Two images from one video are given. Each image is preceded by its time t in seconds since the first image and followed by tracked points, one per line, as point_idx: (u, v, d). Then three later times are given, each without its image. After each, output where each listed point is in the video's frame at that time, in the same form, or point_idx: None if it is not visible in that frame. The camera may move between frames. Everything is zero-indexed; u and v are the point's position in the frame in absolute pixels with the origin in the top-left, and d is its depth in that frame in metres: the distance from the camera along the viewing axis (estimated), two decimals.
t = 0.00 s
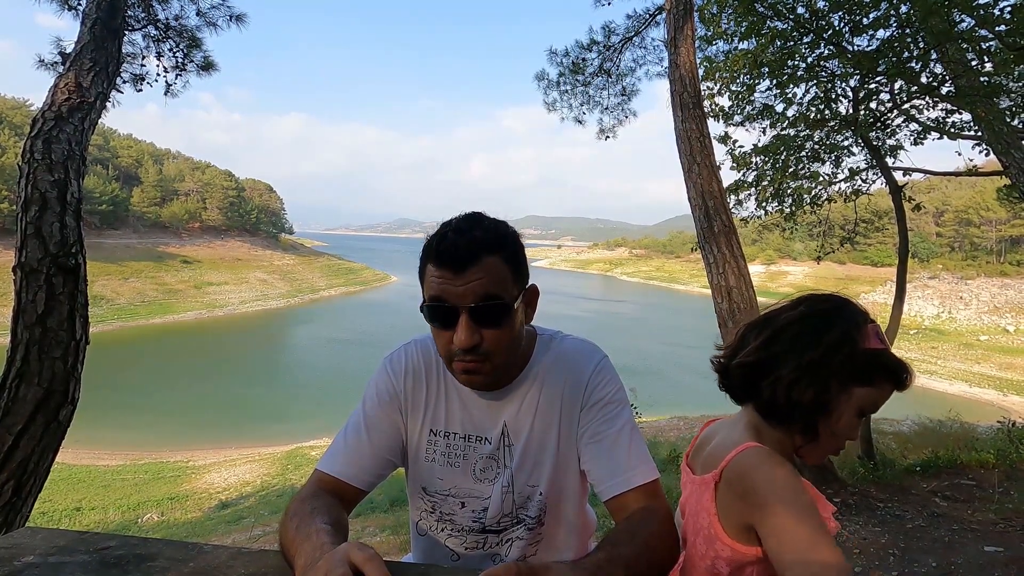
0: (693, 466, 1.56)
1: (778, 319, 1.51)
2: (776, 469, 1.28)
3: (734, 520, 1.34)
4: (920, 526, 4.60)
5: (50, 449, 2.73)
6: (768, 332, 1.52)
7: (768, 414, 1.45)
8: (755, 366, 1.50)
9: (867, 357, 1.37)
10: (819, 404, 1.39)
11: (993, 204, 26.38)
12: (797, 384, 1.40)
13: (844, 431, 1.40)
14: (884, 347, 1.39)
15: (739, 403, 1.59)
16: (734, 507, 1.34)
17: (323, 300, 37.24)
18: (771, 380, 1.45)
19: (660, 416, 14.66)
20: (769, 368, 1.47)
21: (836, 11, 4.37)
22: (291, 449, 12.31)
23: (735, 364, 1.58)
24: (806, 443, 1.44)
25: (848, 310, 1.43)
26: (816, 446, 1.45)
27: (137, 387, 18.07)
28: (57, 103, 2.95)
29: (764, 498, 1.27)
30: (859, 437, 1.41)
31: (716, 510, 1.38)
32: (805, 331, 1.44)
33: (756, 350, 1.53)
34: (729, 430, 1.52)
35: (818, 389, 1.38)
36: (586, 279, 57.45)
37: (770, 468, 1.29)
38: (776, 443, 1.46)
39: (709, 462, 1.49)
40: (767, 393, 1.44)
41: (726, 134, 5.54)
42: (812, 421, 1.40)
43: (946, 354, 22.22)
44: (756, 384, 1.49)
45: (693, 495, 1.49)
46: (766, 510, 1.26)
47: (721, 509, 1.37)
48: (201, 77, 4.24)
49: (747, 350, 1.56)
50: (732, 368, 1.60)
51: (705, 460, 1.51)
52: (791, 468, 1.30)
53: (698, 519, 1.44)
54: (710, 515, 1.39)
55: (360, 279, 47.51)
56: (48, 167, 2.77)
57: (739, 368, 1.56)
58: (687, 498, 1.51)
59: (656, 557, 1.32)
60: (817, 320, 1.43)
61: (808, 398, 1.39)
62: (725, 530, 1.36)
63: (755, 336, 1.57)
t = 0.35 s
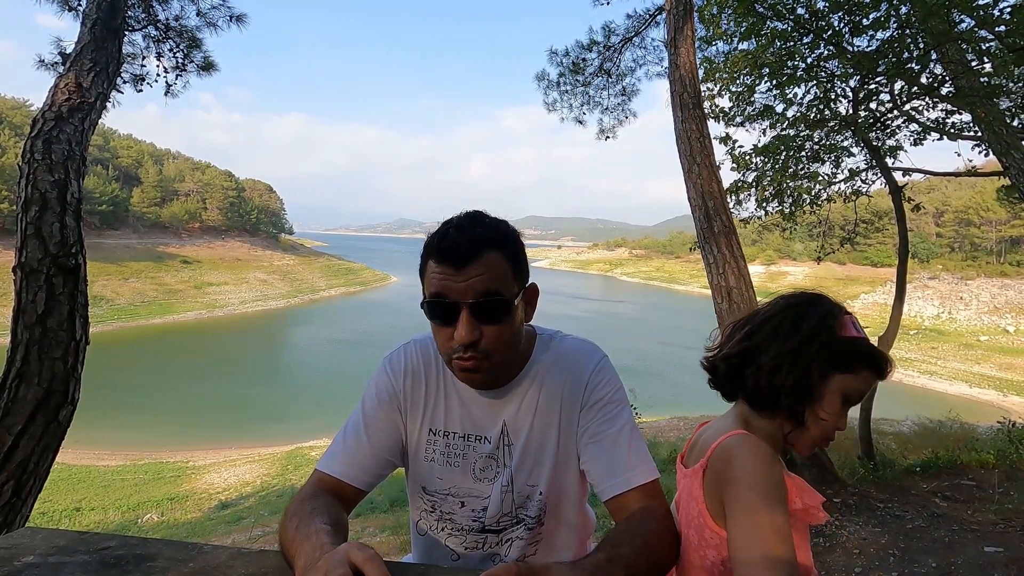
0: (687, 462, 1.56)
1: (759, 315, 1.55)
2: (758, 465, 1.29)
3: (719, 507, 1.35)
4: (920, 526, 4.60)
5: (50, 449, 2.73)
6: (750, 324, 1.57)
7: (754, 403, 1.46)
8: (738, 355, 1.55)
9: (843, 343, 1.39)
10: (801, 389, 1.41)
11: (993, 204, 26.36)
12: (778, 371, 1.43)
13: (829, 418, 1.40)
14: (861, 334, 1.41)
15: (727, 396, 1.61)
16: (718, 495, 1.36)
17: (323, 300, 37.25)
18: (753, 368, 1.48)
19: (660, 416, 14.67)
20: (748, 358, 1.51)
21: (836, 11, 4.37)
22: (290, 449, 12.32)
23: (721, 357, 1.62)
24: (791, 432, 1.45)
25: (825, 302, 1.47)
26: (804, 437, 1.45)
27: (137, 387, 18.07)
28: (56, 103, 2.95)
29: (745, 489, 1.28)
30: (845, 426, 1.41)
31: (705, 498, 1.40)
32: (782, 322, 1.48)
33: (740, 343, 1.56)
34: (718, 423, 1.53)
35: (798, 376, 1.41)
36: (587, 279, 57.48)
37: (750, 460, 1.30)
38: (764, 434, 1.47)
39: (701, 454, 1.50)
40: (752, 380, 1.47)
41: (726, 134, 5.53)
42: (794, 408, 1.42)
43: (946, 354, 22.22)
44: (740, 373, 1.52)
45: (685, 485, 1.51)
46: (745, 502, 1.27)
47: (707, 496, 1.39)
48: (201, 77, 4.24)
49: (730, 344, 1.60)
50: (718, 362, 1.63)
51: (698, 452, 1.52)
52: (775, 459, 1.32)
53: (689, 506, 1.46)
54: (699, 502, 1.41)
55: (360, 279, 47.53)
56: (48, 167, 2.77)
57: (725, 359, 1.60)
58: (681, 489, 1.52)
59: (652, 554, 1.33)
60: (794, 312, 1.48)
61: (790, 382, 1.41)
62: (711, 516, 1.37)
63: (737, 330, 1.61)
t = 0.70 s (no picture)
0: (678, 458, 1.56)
1: (743, 315, 1.53)
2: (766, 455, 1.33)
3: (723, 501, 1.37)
4: (920, 526, 4.60)
5: (50, 449, 2.73)
6: (732, 324, 1.55)
7: (741, 405, 1.46)
8: (725, 357, 1.51)
9: (827, 347, 1.43)
10: (787, 391, 1.43)
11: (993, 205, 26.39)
12: (765, 378, 1.43)
13: (811, 419, 1.45)
14: (841, 334, 1.45)
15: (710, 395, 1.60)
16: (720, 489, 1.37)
17: (323, 301, 37.29)
18: (739, 370, 1.47)
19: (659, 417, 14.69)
20: (734, 363, 1.49)
21: (836, 12, 4.38)
22: (290, 449, 12.33)
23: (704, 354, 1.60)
24: (775, 430, 1.47)
25: (808, 304, 1.47)
26: (784, 434, 1.48)
27: (136, 387, 18.06)
28: (57, 104, 2.95)
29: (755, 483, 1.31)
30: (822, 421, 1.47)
31: (700, 492, 1.41)
32: (766, 326, 1.47)
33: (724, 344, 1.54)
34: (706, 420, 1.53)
35: (786, 381, 1.42)
36: (586, 280, 57.55)
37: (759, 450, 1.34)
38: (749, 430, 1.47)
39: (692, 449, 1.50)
40: (739, 380, 1.46)
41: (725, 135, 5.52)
42: (780, 410, 1.44)
43: (945, 355, 22.22)
44: (725, 375, 1.50)
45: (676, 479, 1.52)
46: (754, 494, 1.31)
47: (706, 490, 1.40)
48: (202, 78, 4.24)
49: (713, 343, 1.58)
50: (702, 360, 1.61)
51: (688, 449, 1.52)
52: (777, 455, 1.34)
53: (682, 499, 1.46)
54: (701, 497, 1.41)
55: (360, 279, 47.57)
56: (48, 168, 2.77)
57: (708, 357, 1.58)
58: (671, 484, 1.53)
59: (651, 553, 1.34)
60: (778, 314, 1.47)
61: (777, 387, 1.43)
62: (710, 508, 1.39)
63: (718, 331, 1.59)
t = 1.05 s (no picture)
0: (682, 453, 1.58)
1: (771, 321, 1.52)
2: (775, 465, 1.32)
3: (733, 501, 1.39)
4: (920, 527, 4.60)
5: (50, 449, 2.73)
6: (764, 322, 1.53)
7: (768, 409, 1.47)
8: (761, 352, 1.50)
9: (846, 356, 1.48)
10: (813, 395, 1.46)
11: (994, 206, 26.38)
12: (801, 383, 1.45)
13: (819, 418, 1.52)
14: (852, 344, 1.52)
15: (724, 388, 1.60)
16: (733, 486, 1.38)
17: (323, 300, 37.32)
18: (772, 372, 1.47)
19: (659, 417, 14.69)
20: (771, 365, 1.48)
21: (837, 11, 4.37)
22: (290, 449, 12.33)
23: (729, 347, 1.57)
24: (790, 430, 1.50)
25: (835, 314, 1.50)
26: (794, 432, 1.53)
27: (136, 387, 18.07)
28: (58, 103, 2.95)
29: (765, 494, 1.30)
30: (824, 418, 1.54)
31: (715, 489, 1.42)
32: (802, 327, 1.49)
33: (751, 343, 1.53)
34: (714, 419, 1.53)
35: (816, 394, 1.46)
36: (586, 280, 57.55)
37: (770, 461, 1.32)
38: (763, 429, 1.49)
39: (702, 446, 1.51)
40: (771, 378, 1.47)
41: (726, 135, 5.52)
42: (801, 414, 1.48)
43: (946, 356, 22.19)
44: (756, 373, 1.49)
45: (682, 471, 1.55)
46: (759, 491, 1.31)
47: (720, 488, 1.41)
48: (202, 78, 4.25)
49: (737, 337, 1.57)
50: (723, 360, 1.58)
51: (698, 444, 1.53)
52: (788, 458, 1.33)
53: (688, 495, 1.49)
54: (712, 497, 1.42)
55: (361, 279, 47.59)
56: (49, 167, 2.77)
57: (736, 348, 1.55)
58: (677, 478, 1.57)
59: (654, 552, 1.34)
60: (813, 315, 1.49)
61: (804, 391, 1.46)
62: (723, 504, 1.41)
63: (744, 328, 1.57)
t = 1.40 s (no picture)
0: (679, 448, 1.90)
1: (749, 350, 2.01)
2: (766, 459, 1.73)
3: (732, 484, 1.73)
4: (916, 516, 4.61)
5: (48, 442, 2.72)
6: (757, 350, 2.01)
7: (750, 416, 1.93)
8: (756, 370, 1.95)
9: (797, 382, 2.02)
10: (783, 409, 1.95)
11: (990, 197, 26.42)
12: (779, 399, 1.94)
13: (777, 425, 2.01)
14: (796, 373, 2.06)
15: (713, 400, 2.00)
16: (735, 471, 1.73)
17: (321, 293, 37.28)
18: (767, 389, 1.93)
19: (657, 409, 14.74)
20: (763, 383, 1.94)
21: None
22: (289, 441, 12.34)
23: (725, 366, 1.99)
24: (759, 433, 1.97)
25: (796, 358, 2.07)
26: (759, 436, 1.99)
27: (135, 381, 18.08)
28: (51, 95, 2.92)
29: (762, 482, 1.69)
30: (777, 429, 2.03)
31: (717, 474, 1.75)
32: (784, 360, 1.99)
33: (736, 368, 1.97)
34: (707, 429, 1.90)
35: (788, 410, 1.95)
36: (584, 272, 57.54)
37: (765, 454, 1.74)
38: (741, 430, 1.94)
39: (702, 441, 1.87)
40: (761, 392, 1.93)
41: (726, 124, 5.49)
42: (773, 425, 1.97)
43: (942, 346, 22.25)
44: (752, 384, 1.94)
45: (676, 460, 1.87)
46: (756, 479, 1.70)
47: (724, 473, 1.74)
48: (196, 70, 4.22)
49: (734, 359, 2.00)
50: (714, 381, 2.00)
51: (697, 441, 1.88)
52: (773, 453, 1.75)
53: (688, 478, 1.79)
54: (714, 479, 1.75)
55: (358, 272, 47.53)
56: (43, 160, 2.75)
57: (734, 365, 1.98)
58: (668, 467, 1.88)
59: (650, 545, 1.29)
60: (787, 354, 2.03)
61: (780, 409, 1.94)
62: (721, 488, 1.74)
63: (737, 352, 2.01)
